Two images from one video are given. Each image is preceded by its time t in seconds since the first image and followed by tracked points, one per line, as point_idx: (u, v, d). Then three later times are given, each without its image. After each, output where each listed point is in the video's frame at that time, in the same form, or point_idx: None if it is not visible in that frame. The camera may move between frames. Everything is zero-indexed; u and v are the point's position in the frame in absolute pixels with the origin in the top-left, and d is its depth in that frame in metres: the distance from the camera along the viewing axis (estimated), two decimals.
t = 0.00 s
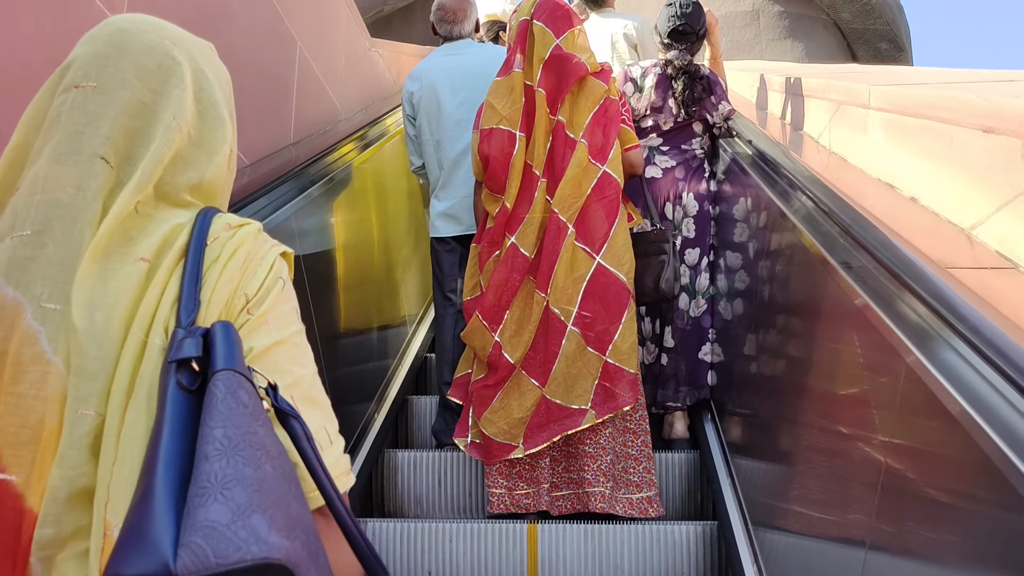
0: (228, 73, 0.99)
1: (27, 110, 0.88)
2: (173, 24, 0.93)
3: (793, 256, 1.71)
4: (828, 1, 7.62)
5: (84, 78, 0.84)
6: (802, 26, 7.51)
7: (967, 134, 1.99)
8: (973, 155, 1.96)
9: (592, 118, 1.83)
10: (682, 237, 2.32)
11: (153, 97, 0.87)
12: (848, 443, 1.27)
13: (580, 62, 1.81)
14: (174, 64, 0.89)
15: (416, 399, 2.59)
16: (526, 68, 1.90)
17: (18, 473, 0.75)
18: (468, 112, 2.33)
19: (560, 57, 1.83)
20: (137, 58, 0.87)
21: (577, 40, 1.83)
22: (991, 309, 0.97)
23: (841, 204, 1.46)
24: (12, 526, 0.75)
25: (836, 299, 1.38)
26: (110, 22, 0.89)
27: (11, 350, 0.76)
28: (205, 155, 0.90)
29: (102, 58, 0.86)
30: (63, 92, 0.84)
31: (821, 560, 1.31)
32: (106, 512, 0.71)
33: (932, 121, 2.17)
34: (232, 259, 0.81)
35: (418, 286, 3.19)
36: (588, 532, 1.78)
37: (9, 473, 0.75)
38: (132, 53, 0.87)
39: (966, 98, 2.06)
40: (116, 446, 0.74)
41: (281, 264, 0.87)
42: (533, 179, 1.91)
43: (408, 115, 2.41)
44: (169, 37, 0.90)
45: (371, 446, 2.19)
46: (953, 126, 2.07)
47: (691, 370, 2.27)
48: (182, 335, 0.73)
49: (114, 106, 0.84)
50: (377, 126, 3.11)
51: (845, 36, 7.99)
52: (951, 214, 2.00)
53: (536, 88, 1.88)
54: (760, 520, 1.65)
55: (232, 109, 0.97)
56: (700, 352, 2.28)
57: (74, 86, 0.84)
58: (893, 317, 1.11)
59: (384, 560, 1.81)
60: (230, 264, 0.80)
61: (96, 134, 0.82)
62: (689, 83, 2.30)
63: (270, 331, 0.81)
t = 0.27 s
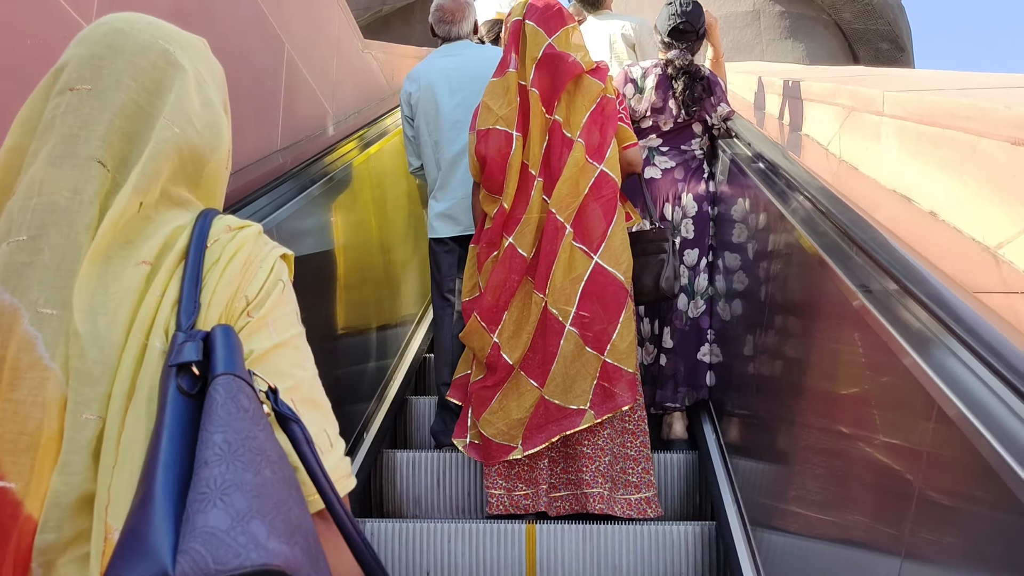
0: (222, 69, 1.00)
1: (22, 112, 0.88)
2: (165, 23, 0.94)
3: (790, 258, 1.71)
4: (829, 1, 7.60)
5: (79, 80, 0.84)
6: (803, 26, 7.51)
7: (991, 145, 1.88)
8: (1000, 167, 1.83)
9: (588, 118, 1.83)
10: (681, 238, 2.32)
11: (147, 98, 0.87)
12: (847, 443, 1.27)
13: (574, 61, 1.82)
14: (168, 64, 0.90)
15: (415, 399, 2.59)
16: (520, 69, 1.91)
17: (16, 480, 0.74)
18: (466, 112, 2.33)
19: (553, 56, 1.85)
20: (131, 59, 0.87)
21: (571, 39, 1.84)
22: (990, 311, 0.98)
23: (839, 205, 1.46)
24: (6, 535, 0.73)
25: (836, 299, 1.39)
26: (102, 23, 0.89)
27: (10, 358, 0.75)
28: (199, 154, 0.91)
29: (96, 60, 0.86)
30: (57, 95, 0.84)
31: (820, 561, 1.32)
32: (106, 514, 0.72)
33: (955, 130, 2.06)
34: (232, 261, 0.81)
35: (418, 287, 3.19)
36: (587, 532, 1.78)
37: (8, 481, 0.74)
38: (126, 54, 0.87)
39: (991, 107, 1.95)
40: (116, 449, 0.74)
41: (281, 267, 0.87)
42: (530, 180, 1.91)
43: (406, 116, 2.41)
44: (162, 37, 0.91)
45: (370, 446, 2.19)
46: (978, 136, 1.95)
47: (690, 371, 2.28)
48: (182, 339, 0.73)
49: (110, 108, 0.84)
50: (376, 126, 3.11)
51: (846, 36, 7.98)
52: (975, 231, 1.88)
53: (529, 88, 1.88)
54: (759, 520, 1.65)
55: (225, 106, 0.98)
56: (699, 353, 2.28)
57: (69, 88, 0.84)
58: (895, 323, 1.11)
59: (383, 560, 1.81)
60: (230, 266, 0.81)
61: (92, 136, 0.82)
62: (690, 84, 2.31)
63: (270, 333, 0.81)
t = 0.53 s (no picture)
0: (215, 71, 1.00)
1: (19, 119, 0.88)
2: (158, 29, 0.94)
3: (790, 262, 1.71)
4: (829, 4, 7.60)
5: (74, 88, 0.84)
6: (802, 28, 7.51)
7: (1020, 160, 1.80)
8: None
9: (584, 119, 1.83)
10: (680, 241, 2.32)
11: (144, 104, 0.87)
12: (846, 445, 1.27)
13: (567, 63, 1.83)
14: (163, 70, 0.90)
15: (415, 402, 2.58)
16: (512, 73, 1.92)
17: (19, 488, 0.74)
18: (464, 116, 2.33)
19: (544, 60, 1.85)
20: (126, 66, 0.87)
21: (563, 42, 1.84)
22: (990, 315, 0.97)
23: (839, 209, 1.46)
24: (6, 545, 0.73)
25: (835, 301, 1.39)
26: (96, 30, 0.90)
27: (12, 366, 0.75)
28: (198, 159, 0.91)
29: (91, 67, 0.86)
30: (53, 103, 0.84)
31: (819, 563, 1.32)
32: (107, 516, 0.72)
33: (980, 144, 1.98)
34: (233, 264, 0.81)
35: (418, 290, 3.19)
36: (586, 535, 1.78)
37: (9, 488, 0.74)
38: (120, 60, 0.87)
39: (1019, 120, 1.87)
40: (117, 452, 0.74)
41: (282, 270, 0.87)
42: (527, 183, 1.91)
43: (406, 120, 2.41)
44: (157, 42, 0.91)
45: (370, 448, 2.20)
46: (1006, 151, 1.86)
47: (689, 373, 2.28)
48: (178, 341, 0.73)
49: (106, 116, 0.84)
50: (377, 129, 3.12)
51: (846, 39, 7.99)
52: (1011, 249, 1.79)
53: (523, 91, 1.88)
54: (758, 523, 1.65)
55: (221, 108, 0.97)
56: (698, 356, 2.29)
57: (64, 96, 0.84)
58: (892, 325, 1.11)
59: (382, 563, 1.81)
60: (232, 268, 0.81)
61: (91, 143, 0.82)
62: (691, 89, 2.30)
63: (271, 335, 0.81)
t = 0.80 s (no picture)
0: (200, 79, 1.00)
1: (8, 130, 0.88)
2: (142, 38, 0.93)
3: (787, 269, 1.72)
4: (827, 10, 7.59)
5: (61, 100, 0.84)
6: (801, 35, 7.48)
7: None
8: None
9: (575, 126, 1.85)
10: (677, 248, 2.34)
11: (132, 114, 0.87)
12: (843, 450, 1.28)
13: (556, 71, 1.86)
14: (150, 80, 0.90)
15: (411, 408, 2.58)
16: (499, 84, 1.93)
17: (13, 497, 0.74)
18: (462, 124, 2.33)
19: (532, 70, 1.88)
20: (114, 77, 0.87)
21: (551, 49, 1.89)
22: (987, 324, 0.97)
23: (837, 217, 1.47)
24: None
25: (833, 307, 1.39)
26: (82, 42, 0.89)
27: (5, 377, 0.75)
28: (187, 168, 0.92)
29: (78, 78, 0.86)
30: (41, 115, 0.84)
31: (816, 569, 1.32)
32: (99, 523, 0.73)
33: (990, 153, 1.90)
34: (227, 271, 0.82)
35: (416, 296, 3.19)
36: (583, 542, 1.78)
37: (5, 498, 0.73)
38: (108, 71, 0.87)
39: None
40: (108, 458, 0.75)
41: (275, 277, 0.87)
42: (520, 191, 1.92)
43: (403, 128, 2.42)
44: (143, 52, 0.91)
45: (368, 454, 2.20)
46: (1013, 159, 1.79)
47: (686, 380, 2.28)
48: (165, 350, 0.74)
49: (94, 127, 0.84)
50: (375, 135, 3.13)
51: (845, 45, 7.96)
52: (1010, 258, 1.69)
53: (512, 102, 1.91)
54: (755, 529, 1.65)
55: (207, 116, 0.97)
56: (695, 362, 2.29)
57: (53, 108, 0.84)
58: (892, 335, 1.10)
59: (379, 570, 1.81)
60: (225, 275, 0.81)
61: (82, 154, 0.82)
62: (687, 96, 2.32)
63: (263, 342, 0.81)
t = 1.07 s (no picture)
0: (173, 100, 1.00)
1: None
2: (115, 59, 0.94)
3: (779, 283, 1.73)
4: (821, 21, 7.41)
5: (37, 121, 0.85)
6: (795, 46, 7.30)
7: None
8: None
9: (556, 139, 1.86)
10: (671, 259, 2.34)
11: (107, 134, 0.88)
12: (836, 462, 1.28)
13: (535, 87, 1.88)
14: (125, 100, 0.90)
15: (406, 420, 2.58)
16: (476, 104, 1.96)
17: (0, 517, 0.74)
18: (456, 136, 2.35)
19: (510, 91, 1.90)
20: (88, 97, 0.88)
21: (530, 64, 1.90)
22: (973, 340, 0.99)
23: (830, 232, 1.48)
24: None
25: (824, 322, 1.40)
26: (55, 64, 0.89)
27: None
28: (164, 187, 0.92)
29: (53, 100, 0.86)
30: (17, 137, 0.84)
31: None
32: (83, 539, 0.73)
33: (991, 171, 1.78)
34: (210, 287, 0.82)
35: (409, 309, 3.19)
36: (576, 554, 1.78)
37: None
38: (82, 92, 0.87)
39: None
40: (93, 475, 0.75)
41: (257, 294, 0.88)
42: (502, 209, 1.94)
43: (397, 140, 2.43)
44: (115, 72, 0.91)
45: (362, 467, 2.19)
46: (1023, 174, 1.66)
47: (680, 392, 2.28)
48: (150, 367, 0.74)
49: (71, 147, 0.84)
50: (369, 146, 3.14)
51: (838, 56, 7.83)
52: None
53: (492, 121, 1.92)
54: (749, 541, 1.65)
55: (181, 134, 0.98)
56: (689, 374, 2.29)
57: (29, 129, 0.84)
58: (874, 344, 1.12)
59: None
60: (209, 292, 0.82)
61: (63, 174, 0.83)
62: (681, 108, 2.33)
63: (247, 357, 0.82)
